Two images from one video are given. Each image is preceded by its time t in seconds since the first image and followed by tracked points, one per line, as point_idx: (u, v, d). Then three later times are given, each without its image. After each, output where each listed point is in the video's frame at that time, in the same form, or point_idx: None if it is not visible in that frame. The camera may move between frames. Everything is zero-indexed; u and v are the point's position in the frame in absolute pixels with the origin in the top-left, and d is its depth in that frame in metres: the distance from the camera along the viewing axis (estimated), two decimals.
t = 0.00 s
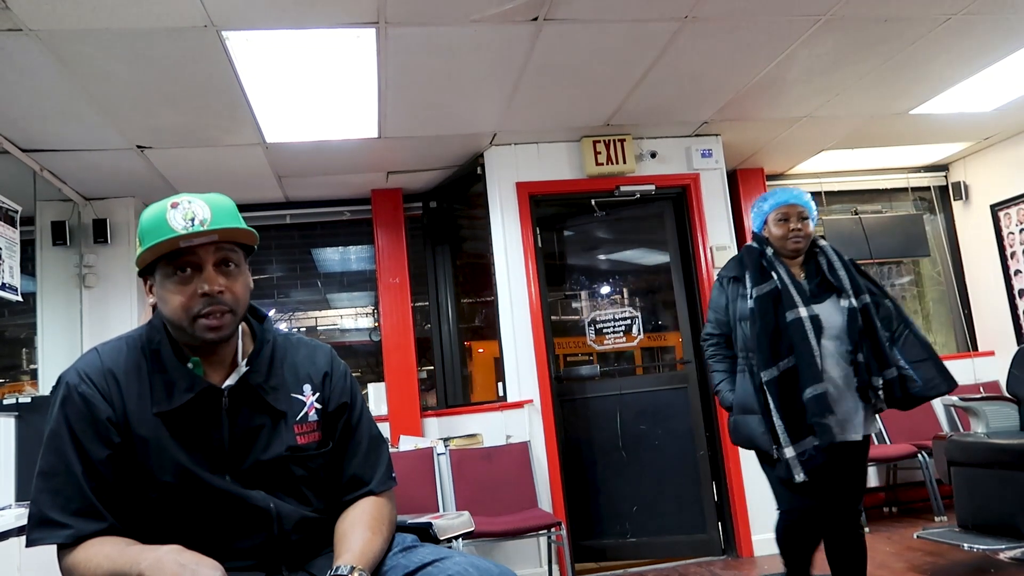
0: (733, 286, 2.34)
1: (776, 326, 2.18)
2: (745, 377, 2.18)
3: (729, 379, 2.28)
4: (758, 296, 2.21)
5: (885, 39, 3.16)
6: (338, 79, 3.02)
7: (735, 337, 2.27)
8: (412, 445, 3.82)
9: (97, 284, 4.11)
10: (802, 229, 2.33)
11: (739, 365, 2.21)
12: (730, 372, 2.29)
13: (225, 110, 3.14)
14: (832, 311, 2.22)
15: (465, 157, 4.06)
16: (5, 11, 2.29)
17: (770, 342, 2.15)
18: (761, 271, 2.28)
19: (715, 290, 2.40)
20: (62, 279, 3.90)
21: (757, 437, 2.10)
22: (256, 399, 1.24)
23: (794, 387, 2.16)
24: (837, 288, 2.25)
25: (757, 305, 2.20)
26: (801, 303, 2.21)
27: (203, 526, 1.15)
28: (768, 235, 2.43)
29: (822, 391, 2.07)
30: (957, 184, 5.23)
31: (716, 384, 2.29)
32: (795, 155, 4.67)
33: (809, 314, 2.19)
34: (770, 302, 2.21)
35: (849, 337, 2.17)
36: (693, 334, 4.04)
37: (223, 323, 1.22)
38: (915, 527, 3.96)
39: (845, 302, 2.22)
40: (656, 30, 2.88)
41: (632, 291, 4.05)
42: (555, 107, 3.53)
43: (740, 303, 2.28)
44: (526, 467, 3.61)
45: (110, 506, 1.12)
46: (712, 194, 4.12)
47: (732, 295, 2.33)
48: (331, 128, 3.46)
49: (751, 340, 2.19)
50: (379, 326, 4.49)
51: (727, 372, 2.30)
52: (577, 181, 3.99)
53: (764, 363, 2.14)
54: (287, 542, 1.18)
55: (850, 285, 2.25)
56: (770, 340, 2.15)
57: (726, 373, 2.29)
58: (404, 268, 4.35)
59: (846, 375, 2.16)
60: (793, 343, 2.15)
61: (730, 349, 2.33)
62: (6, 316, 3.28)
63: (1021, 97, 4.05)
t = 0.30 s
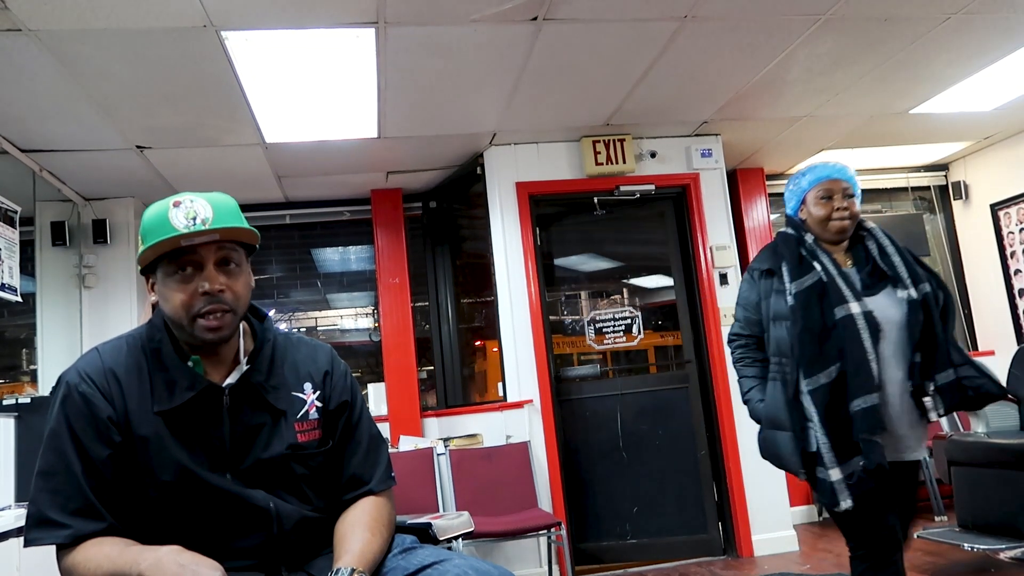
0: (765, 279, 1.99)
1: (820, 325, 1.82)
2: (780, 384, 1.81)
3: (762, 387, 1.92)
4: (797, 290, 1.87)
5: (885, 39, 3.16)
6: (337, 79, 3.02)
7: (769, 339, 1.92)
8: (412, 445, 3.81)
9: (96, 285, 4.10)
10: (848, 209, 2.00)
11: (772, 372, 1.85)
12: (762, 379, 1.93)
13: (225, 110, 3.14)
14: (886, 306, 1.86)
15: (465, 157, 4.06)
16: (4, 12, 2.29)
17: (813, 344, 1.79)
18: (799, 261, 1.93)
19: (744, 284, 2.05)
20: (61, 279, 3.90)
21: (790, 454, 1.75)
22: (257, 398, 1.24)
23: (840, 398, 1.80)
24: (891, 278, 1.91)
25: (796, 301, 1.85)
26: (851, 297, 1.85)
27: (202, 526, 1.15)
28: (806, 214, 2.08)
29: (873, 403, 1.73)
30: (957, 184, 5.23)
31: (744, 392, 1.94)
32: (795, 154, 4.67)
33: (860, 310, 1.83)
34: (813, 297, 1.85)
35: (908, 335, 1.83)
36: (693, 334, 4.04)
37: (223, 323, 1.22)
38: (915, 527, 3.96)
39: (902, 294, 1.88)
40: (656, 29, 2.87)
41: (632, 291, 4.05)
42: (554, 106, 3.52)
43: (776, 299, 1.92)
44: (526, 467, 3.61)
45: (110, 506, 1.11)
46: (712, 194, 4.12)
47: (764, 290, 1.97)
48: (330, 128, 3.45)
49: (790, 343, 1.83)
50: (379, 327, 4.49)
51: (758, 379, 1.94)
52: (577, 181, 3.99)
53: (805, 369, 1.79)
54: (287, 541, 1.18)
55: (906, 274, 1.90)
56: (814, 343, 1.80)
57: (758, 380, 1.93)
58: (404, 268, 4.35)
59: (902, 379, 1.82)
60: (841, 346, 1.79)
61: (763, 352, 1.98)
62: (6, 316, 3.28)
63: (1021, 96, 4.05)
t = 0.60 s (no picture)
0: (812, 244, 1.63)
1: (890, 292, 1.48)
2: (850, 367, 1.45)
3: (821, 373, 1.54)
4: (860, 252, 1.51)
5: (884, 38, 3.16)
6: (337, 79, 3.02)
7: (823, 315, 1.56)
8: (412, 445, 3.82)
9: (96, 285, 4.10)
10: (911, 159, 1.70)
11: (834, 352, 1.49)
12: (819, 365, 1.56)
13: (225, 110, 3.15)
14: (963, 270, 1.53)
15: (464, 156, 4.06)
16: (4, 12, 2.29)
17: (881, 318, 1.45)
18: (858, 222, 1.58)
19: (782, 252, 1.70)
20: (62, 279, 3.90)
21: (876, 452, 1.38)
22: (253, 394, 1.24)
23: (918, 382, 1.47)
24: (961, 240, 1.60)
25: (861, 264, 1.50)
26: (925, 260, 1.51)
27: (201, 526, 1.16)
28: (858, 168, 1.77)
29: (964, 386, 1.37)
30: (957, 182, 5.23)
31: (796, 382, 1.56)
32: (795, 153, 4.67)
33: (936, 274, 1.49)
34: (881, 260, 1.50)
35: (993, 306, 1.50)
36: (693, 333, 4.05)
37: (204, 316, 1.22)
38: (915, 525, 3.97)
39: (977, 257, 1.55)
40: (655, 29, 2.87)
41: (632, 290, 4.05)
42: (554, 105, 3.52)
43: (830, 265, 1.56)
44: (526, 466, 3.61)
45: (108, 506, 1.12)
46: (712, 193, 4.12)
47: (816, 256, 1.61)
48: (330, 128, 3.45)
49: (854, 314, 1.48)
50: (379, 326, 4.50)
51: (813, 363, 1.57)
52: (576, 180, 3.99)
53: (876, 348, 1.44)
54: (286, 540, 1.18)
55: (978, 234, 1.59)
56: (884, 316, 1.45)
57: (813, 366, 1.56)
58: (404, 267, 4.35)
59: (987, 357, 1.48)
60: (918, 317, 1.45)
61: (816, 332, 1.61)
62: (6, 317, 3.29)
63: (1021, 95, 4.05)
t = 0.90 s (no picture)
0: (885, 207, 1.32)
1: (980, 270, 1.09)
2: (944, 358, 1.13)
3: (907, 361, 1.25)
4: (937, 218, 1.14)
5: (884, 37, 3.16)
6: (337, 79, 3.03)
7: (905, 293, 1.26)
8: (412, 445, 3.81)
9: (96, 285, 4.09)
10: None
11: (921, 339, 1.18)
12: (904, 352, 1.26)
13: (225, 110, 3.15)
14: None
15: (464, 156, 4.06)
16: (4, 12, 2.29)
17: (972, 301, 1.07)
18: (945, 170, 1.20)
19: (852, 222, 1.40)
20: (61, 279, 3.90)
21: (981, 460, 1.04)
22: (255, 397, 1.24)
23: None
24: None
25: (938, 235, 1.13)
26: None
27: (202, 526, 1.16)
28: (950, 111, 1.25)
29: None
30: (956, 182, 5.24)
31: (873, 372, 1.28)
32: (795, 153, 4.67)
33: None
34: (968, 226, 1.11)
35: None
36: (693, 333, 4.05)
37: (222, 312, 1.22)
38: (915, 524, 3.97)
39: None
40: (655, 28, 2.87)
41: (632, 290, 4.05)
42: (554, 105, 3.52)
43: (907, 233, 1.25)
44: (526, 466, 3.61)
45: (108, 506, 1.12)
46: (712, 193, 4.13)
47: (892, 223, 1.29)
48: (330, 128, 3.46)
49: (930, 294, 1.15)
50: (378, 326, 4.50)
51: (893, 358, 1.26)
52: (576, 180, 3.99)
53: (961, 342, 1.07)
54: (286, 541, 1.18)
55: None
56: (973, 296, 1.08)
57: (896, 355, 1.26)
58: (404, 267, 4.35)
59: None
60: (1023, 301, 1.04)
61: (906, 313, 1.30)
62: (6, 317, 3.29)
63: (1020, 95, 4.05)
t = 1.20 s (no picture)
0: (978, 176, 1.22)
1: None
2: (1012, 378, 1.09)
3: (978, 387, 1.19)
4: None
5: (884, 37, 3.15)
6: (337, 79, 3.03)
7: (988, 278, 1.16)
8: (412, 445, 3.80)
9: (96, 284, 4.10)
10: None
11: (992, 351, 1.13)
12: (977, 374, 1.20)
13: (225, 110, 3.14)
14: None
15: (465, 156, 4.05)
16: (4, 12, 2.29)
17: None
18: None
19: (935, 184, 1.30)
20: (61, 278, 3.90)
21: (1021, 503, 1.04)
22: (255, 396, 1.24)
23: None
24: None
25: None
26: None
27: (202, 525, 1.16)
28: None
29: None
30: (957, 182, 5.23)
31: (934, 395, 1.23)
32: (795, 153, 4.67)
33: None
34: None
35: None
36: (693, 333, 4.05)
37: (218, 312, 1.22)
38: (915, 525, 3.97)
39: None
40: (655, 28, 2.87)
41: (632, 290, 4.04)
42: (554, 105, 3.52)
43: (1002, 207, 1.15)
44: (526, 466, 3.61)
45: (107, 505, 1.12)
46: (712, 193, 4.12)
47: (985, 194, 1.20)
48: (330, 127, 3.46)
49: None
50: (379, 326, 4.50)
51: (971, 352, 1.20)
52: (577, 180, 3.99)
53: None
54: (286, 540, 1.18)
55: None
56: None
57: (967, 374, 1.20)
58: (404, 267, 4.35)
59: None
60: None
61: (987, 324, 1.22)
62: (6, 316, 3.28)
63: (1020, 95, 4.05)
